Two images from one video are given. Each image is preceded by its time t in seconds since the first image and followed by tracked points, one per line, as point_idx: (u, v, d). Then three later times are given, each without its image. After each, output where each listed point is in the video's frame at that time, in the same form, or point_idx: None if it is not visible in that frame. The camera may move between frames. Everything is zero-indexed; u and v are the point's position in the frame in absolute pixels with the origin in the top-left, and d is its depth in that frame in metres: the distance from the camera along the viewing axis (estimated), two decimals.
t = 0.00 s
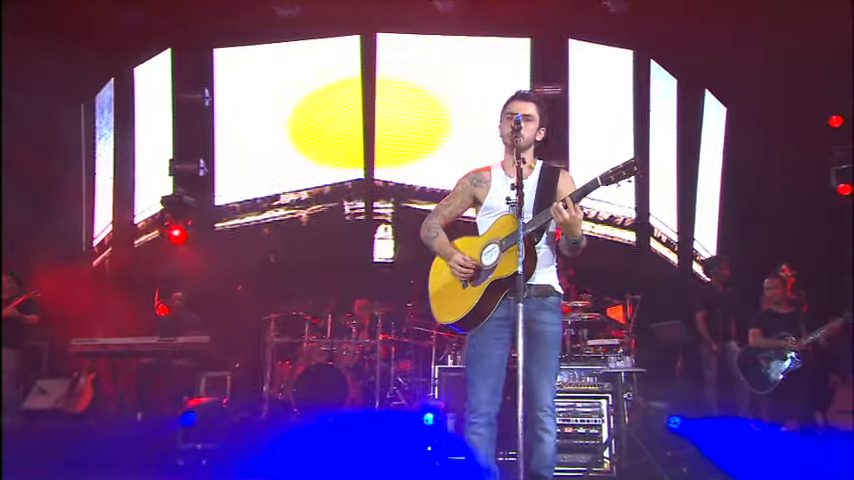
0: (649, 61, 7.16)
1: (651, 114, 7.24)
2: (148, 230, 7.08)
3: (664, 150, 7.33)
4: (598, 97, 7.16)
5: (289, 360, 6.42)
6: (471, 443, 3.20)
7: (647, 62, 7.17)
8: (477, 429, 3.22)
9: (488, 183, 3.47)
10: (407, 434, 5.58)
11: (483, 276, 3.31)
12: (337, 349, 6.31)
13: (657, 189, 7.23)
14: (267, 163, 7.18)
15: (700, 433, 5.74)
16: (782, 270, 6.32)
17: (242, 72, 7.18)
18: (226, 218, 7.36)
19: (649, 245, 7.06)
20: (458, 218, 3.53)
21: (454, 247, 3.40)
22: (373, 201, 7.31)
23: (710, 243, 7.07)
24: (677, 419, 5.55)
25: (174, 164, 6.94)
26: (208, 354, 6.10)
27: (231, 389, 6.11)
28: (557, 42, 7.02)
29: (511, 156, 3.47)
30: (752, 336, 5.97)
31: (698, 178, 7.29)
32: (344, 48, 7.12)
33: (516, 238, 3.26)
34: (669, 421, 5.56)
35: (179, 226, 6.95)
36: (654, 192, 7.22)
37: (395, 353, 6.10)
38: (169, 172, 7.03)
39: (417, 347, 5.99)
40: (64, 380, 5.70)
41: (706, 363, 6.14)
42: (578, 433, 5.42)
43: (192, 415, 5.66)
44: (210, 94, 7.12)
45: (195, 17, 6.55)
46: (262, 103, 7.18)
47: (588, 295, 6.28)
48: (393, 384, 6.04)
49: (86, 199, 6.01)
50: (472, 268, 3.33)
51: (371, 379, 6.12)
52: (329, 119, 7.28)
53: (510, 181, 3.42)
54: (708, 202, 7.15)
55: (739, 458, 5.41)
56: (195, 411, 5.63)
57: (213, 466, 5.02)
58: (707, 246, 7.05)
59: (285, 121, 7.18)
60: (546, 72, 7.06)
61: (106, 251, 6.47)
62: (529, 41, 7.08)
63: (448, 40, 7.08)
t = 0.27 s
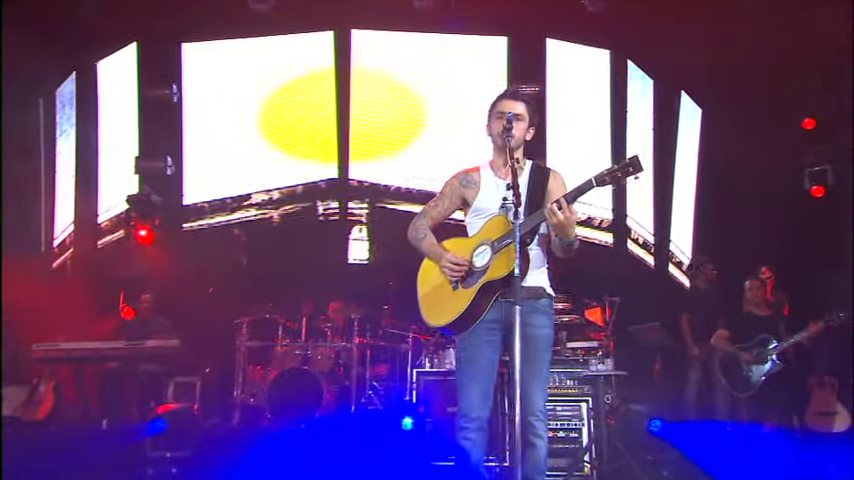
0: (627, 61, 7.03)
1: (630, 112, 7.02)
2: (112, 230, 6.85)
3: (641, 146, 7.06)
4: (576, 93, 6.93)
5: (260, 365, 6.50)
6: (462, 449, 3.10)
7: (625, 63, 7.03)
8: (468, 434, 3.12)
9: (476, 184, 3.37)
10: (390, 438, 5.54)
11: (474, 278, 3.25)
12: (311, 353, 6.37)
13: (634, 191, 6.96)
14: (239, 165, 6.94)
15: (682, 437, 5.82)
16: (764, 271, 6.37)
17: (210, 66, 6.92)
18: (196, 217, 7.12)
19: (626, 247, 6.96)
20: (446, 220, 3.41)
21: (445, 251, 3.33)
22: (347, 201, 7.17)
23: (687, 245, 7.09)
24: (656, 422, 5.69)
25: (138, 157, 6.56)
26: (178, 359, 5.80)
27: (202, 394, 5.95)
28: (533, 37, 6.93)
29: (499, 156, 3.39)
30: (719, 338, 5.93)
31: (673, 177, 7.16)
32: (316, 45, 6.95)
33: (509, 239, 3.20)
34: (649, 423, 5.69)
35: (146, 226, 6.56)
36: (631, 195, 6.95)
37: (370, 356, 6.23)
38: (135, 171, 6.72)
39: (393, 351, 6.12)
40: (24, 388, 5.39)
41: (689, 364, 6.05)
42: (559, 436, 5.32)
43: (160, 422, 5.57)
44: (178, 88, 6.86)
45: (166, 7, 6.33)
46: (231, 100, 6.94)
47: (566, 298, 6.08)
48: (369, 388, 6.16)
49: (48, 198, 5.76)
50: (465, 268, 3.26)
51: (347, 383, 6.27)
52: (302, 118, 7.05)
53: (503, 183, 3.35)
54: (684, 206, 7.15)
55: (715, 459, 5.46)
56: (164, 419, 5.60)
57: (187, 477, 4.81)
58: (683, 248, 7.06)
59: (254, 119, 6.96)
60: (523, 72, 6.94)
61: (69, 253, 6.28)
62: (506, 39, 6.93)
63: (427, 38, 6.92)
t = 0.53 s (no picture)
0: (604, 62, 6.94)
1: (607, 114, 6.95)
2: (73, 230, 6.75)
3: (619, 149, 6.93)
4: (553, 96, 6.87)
5: (232, 370, 6.26)
6: (453, 457, 2.96)
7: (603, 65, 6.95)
8: (460, 442, 2.98)
9: (465, 186, 3.30)
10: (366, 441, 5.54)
11: (466, 282, 3.14)
12: (284, 358, 6.19)
13: (611, 195, 6.86)
14: (206, 166, 6.72)
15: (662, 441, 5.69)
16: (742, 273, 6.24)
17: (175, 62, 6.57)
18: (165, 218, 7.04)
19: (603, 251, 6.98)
20: (434, 225, 3.33)
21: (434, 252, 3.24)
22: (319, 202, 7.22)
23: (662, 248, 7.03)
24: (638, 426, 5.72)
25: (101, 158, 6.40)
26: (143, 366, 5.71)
27: (169, 401, 5.81)
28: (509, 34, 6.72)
29: (489, 157, 3.32)
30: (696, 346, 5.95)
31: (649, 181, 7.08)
32: (288, 46, 6.68)
33: (503, 240, 3.09)
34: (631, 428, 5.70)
35: (109, 227, 6.45)
36: (609, 200, 6.86)
37: (345, 362, 6.09)
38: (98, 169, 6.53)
39: (369, 356, 6.00)
40: None
41: (670, 368, 5.87)
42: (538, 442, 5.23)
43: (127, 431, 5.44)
44: (143, 86, 6.56)
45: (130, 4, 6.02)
46: (199, 97, 6.63)
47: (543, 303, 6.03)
48: (343, 395, 5.99)
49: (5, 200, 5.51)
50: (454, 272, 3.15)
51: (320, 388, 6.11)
52: (272, 118, 6.82)
53: (492, 186, 3.29)
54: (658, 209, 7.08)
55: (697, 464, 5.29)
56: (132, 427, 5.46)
57: None
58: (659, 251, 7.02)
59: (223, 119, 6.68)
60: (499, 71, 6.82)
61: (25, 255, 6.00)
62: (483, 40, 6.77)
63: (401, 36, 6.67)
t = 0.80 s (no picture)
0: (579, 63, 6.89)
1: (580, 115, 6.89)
2: (30, 230, 6.36)
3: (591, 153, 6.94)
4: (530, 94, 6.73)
5: (198, 376, 6.24)
6: (440, 463, 2.82)
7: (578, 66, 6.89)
8: (447, 448, 2.84)
9: (452, 187, 3.20)
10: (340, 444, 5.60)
11: (456, 284, 3.02)
12: (254, 362, 6.15)
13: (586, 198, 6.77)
14: (171, 165, 6.39)
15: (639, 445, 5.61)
16: (718, 278, 6.16)
17: (139, 56, 6.34)
18: (129, 219, 6.65)
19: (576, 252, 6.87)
20: (420, 226, 3.24)
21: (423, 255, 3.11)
22: (290, 202, 6.92)
23: (635, 251, 7.06)
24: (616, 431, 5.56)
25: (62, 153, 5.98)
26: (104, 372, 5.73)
27: (132, 408, 5.81)
28: (484, 31, 6.63)
29: (477, 158, 3.22)
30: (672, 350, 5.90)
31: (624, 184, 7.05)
32: (258, 37, 6.50)
33: (495, 242, 2.99)
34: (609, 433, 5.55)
35: (69, 225, 6.05)
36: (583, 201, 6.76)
37: (317, 366, 6.14)
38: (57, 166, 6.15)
39: (341, 359, 6.11)
40: None
41: (645, 373, 6.03)
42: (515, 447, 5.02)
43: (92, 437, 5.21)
44: (107, 80, 6.27)
45: None
46: (164, 92, 6.39)
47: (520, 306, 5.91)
48: (315, 399, 6.04)
49: None
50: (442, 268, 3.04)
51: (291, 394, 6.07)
52: (240, 115, 6.58)
53: (478, 189, 3.18)
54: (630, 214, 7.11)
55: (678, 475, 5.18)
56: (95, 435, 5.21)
57: None
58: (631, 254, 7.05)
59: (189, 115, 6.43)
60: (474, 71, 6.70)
61: None
62: (457, 37, 6.67)
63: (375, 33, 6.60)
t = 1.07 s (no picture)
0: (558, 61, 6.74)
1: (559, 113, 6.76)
2: None
3: (570, 151, 6.85)
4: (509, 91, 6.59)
5: (168, 379, 6.05)
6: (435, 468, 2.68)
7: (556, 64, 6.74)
8: (442, 452, 2.70)
9: (444, 185, 3.04)
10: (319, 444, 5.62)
11: (449, 287, 2.90)
12: (228, 365, 6.01)
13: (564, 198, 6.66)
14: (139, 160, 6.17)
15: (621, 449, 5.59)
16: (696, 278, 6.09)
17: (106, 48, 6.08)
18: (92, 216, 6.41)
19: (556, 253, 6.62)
20: (410, 225, 3.09)
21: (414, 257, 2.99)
22: (263, 201, 6.80)
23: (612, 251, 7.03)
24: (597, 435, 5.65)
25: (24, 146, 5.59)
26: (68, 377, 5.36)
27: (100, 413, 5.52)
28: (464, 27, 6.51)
29: (470, 155, 3.06)
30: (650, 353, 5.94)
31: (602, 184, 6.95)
32: (225, 28, 6.28)
33: (489, 242, 2.86)
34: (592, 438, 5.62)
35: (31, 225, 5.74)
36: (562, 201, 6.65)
37: (292, 368, 6.11)
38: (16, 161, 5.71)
39: (317, 362, 6.12)
40: None
41: (621, 374, 5.92)
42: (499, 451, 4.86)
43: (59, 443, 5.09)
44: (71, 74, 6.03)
45: None
46: (132, 87, 6.16)
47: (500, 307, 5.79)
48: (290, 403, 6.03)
49: None
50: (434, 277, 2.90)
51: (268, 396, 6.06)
52: (212, 112, 6.39)
53: (471, 187, 3.03)
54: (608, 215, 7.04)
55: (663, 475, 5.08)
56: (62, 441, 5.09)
57: None
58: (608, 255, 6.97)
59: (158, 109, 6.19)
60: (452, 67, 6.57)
61: None
62: (434, 32, 6.49)
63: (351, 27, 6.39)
